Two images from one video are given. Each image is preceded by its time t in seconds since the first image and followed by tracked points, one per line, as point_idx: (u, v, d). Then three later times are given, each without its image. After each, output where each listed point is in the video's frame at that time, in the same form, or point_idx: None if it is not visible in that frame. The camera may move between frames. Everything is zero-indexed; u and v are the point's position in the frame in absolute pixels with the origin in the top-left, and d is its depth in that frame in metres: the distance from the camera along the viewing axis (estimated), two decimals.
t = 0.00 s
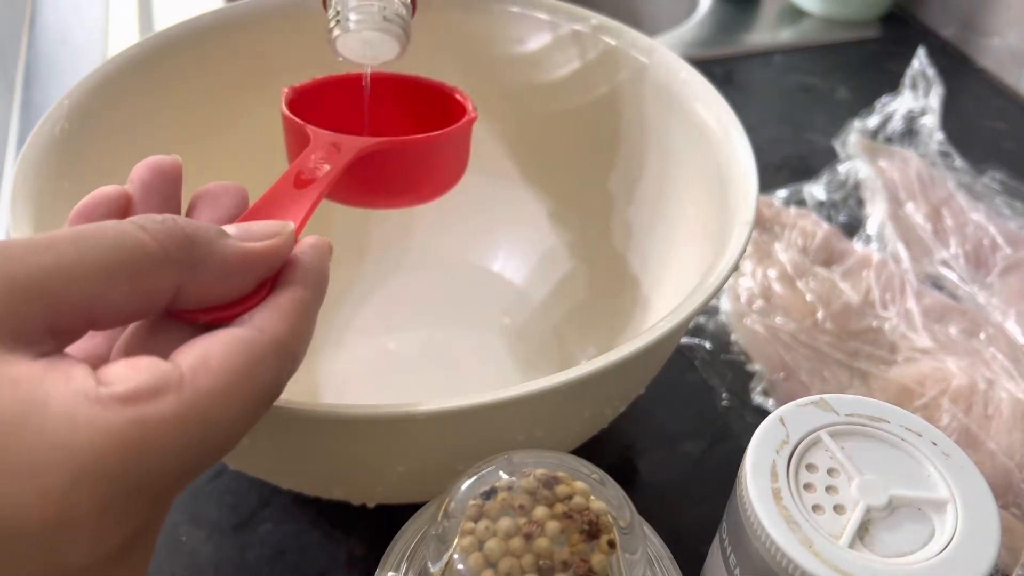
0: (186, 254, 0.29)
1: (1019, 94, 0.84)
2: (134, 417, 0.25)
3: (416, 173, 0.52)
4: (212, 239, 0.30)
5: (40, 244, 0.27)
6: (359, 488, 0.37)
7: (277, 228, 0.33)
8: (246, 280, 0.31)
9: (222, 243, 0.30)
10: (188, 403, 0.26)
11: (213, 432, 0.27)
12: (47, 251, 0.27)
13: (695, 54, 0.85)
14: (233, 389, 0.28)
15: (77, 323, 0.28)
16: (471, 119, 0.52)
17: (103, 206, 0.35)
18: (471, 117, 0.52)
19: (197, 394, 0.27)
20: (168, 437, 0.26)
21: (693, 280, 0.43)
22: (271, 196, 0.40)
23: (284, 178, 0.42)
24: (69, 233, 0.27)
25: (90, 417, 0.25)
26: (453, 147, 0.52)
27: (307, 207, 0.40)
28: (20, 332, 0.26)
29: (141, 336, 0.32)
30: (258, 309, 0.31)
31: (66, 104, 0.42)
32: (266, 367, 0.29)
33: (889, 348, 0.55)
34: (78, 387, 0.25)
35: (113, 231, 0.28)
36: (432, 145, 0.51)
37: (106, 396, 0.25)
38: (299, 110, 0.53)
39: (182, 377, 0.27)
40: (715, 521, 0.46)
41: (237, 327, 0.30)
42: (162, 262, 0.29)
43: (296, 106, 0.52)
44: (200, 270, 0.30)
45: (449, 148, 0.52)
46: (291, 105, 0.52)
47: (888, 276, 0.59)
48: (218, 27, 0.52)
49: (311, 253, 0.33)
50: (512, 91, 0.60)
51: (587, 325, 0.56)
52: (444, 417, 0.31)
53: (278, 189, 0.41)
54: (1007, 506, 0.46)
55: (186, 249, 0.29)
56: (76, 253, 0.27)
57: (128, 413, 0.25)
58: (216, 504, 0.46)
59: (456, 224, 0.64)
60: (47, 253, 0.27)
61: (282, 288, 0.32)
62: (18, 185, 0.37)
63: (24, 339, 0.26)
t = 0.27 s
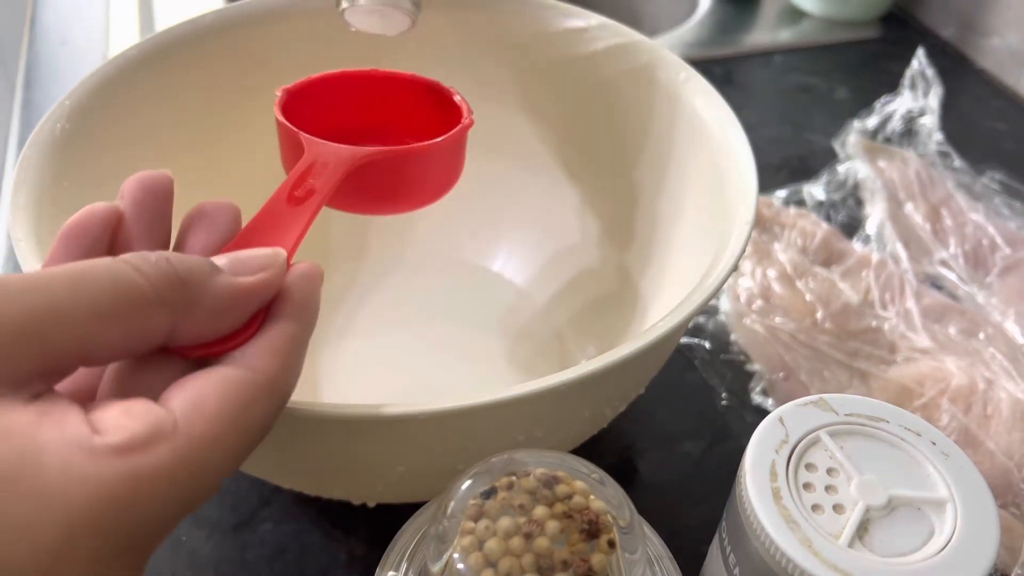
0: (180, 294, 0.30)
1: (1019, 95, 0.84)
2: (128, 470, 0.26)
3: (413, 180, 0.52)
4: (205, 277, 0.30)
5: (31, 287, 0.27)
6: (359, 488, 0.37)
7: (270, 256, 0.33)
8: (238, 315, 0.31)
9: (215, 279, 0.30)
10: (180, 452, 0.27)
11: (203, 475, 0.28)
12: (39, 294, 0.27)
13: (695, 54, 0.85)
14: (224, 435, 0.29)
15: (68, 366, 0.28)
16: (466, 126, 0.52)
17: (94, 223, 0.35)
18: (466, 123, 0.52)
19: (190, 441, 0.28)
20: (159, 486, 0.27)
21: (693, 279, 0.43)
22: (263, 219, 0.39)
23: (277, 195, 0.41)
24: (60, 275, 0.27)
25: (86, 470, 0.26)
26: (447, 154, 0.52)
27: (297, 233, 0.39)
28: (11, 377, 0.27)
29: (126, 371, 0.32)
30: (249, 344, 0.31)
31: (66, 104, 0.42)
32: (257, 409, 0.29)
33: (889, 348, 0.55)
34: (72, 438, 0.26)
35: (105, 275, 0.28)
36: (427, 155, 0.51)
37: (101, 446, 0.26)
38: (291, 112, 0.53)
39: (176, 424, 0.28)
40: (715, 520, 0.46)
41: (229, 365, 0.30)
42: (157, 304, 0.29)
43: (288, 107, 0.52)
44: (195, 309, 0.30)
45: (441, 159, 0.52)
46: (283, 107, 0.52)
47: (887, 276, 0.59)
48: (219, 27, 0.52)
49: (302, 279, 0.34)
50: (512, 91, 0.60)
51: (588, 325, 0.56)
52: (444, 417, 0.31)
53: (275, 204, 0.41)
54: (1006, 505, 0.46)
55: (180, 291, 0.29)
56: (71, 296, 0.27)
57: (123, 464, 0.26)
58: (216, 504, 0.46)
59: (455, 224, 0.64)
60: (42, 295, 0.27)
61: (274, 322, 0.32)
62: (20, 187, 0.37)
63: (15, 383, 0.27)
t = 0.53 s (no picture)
0: (182, 318, 0.29)
1: (1018, 95, 0.84)
2: (132, 501, 0.27)
3: (410, 181, 0.52)
4: (205, 299, 0.30)
5: (29, 317, 0.27)
6: (360, 487, 0.37)
7: (270, 273, 0.32)
8: (238, 334, 0.31)
9: (215, 301, 0.30)
10: (183, 477, 0.28)
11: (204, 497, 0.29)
12: (39, 324, 0.27)
13: (695, 54, 0.85)
14: (225, 461, 0.29)
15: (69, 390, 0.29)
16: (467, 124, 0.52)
17: (89, 231, 0.34)
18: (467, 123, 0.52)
19: (193, 465, 0.28)
20: (162, 511, 0.28)
21: (693, 278, 0.43)
22: (262, 223, 0.40)
23: (276, 195, 0.42)
24: (59, 303, 0.27)
25: (90, 501, 0.26)
26: (448, 154, 0.52)
27: (296, 238, 0.40)
28: (12, 404, 0.27)
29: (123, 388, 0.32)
30: (250, 363, 0.31)
31: (66, 105, 0.42)
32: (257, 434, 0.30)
33: (889, 348, 0.55)
34: (74, 468, 0.26)
35: (107, 302, 0.28)
36: (427, 157, 0.51)
37: (104, 476, 0.27)
38: (289, 103, 0.53)
39: (178, 449, 0.28)
40: (715, 520, 0.46)
41: (229, 386, 0.30)
42: (159, 329, 0.29)
43: (287, 98, 0.52)
44: (196, 331, 0.30)
45: (442, 159, 0.52)
46: (282, 98, 0.51)
47: (887, 276, 0.59)
48: (220, 26, 0.52)
49: (302, 292, 0.34)
50: (513, 91, 0.60)
51: (587, 325, 0.56)
52: (444, 417, 0.31)
53: (272, 208, 0.41)
54: (1006, 505, 0.46)
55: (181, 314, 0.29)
56: (73, 323, 0.27)
57: (127, 493, 0.27)
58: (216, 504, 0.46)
59: (455, 224, 0.64)
60: (44, 322, 0.27)
61: (272, 340, 0.32)
62: (20, 187, 0.37)
63: (16, 409, 0.27)
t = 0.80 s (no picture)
0: (184, 314, 0.29)
1: (1018, 95, 0.84)
2: (135, 497, 0.27)
3: (410, 178, 0.52)
4: (208, 295, 0.30)
5: (31, 315, 0.27)
6: (360, 488, 0.37)
7: (273, 267, 0.32)
8: (240, 330, 0.31)
9: (217, 297, 0.30)
10: (186, 474, 0.28)
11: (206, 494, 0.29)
12: (41, 321, 0.27)
13: (695, 54, 0.85)
14: (228, 457, 0.29)
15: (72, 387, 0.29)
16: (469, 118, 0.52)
17: (89, 227, 0.34)
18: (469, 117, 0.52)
19: (195, 462, 0.28)
20: (166, 508, 0.28)
21: (693, 277, 0.43)
22: (263, 221, 0.39)
23: (278, 194, 0.42)
24: (60, 299, 0.27)
25: (93, 498, 0.26)
26: (450, 149, 0.52)
27: (297, 238, 0.40)
28: (14, 401, 0.27)
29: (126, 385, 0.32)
30: (251, 360, 0.31)
31: (66, 105, 0.42)
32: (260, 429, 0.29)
33: (889, 348, 0.55)
34: (77, 466, 0.27)
35: (109, 299, 0.28)
36: (429, 153, 0.51)
37: (107, 473, 0.27)
38: (290, 100, 0.53)
39: (181, 446, 0.28)
40: (715, 520, 0.46)
41: (231, 383, 0.30)
42: (161, 326, 0.29)
43: (288, 94, 0.52)
44: (198, 328, 0.30)
45: (444, 151, 0.52)
46: (283, 93, 0.51)
47: (887, 276, 0.59)
48: (220, 26, 0.52)
49: (303, 287, 0.34)
50: (513, 92, 0.60)
51: (587, 325, 0.56)
52: (445, 417, 0.31)
53: (275, 205, 0.41)
54: (1006, 505, 0.46)
55: (184, 311, 0.29)
56: (75, 319, 0.27)
57: (131, 490, 0.27)
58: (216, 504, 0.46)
59: (455, 224, 0.64)
60: (47, 319, 0.27)
61: (273, 336, 0.32)
62: (20, 187, 0.37)
63: (18, 407, 0.27)
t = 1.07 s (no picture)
0: (187, 311, 0.29)
1: (1019, 95, 0.84)
2: (141, 492, 0.27)
3: (410, 173, 0.52)
4: (210, 292, 0.30)
5: (36, 311, 0.27)
6: (360, 488, 0.37)
7: (274, 263, 0.32)
8: (243, 325, 0.31)
9: (220, 293, 0.30)
10: (190, 471, 0.28)
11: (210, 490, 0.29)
12: (46, 318, 0.27)
13: (695, 54, 0.85)
14: (233, 452, 0.29)
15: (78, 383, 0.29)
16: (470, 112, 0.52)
17: (92, 226, 0.35)
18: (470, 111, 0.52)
19: (200, 459, 0.28)
20: (170, 505, 0.28)
21: (692, 278, 0.43)
22: (264, 217, 0.39)
23: (279, 190, 0.42)
24: (64, 296, 0.27)
25: (99, 495, 0.26)
26: (452, 143, 0.52)
27: (298, 234, 0.40)
28: (20, 397, 0.27)
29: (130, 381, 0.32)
30: (254, 356, 0.31)
31: (66, 105, 0.42)
32: (264, 423, 0.29)
33: (889, 348, 0.55)
34: (83, 461, 0.27)
35: (112, 297, 0.28)
36: (430, 149, 0.51)
37: (112, 470, 0.27)
38: (290, 98, 0.53)
39: (185, 443, 0.28)
40: (715, 520, 0.46)
41: (235, 378, 0.30)
42: (164, 322, 0.29)
43: (287, 93, 0.52)
44: (200, 325, 0.30)
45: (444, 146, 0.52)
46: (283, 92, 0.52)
47: (887, 276, 0.59)
48: (220, 26, 0.52)
49: (305, 282, 0.34)
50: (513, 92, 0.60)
51: (587, 325, 0.56)
52: (445, 417, 0.31)
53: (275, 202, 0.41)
54: (1006, 505, 0.46)
55: (187, 308, 0.29)
56: (79, 317, 0.27)
57: (136, 487, 0.27)
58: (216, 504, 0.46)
59: (455, 224, 0.64)
60: (52, 316, 0.27)
61: (276, 331, 0.32)
62: (20, 187, 0.37)
63: (24, 403, 0.27)
